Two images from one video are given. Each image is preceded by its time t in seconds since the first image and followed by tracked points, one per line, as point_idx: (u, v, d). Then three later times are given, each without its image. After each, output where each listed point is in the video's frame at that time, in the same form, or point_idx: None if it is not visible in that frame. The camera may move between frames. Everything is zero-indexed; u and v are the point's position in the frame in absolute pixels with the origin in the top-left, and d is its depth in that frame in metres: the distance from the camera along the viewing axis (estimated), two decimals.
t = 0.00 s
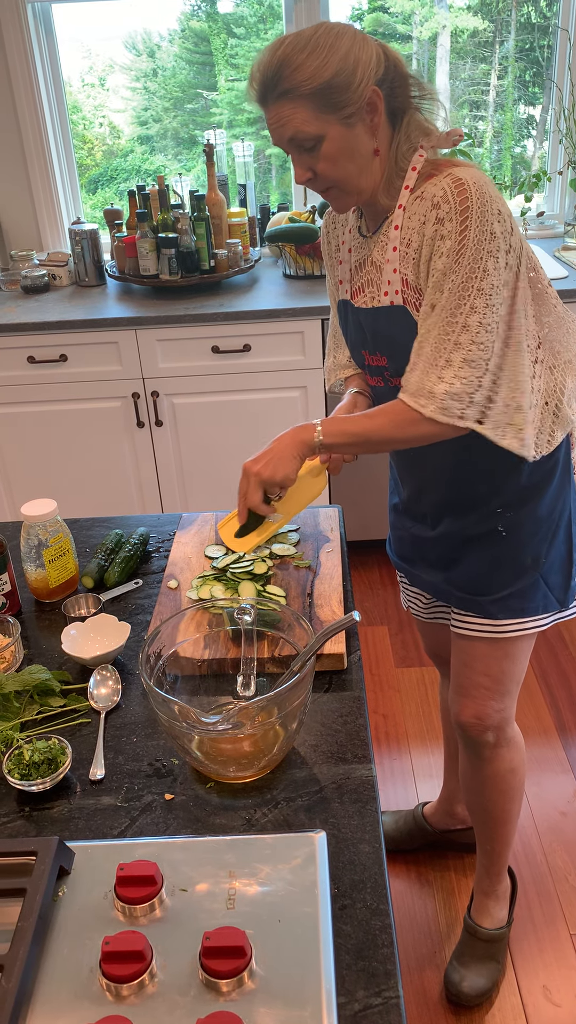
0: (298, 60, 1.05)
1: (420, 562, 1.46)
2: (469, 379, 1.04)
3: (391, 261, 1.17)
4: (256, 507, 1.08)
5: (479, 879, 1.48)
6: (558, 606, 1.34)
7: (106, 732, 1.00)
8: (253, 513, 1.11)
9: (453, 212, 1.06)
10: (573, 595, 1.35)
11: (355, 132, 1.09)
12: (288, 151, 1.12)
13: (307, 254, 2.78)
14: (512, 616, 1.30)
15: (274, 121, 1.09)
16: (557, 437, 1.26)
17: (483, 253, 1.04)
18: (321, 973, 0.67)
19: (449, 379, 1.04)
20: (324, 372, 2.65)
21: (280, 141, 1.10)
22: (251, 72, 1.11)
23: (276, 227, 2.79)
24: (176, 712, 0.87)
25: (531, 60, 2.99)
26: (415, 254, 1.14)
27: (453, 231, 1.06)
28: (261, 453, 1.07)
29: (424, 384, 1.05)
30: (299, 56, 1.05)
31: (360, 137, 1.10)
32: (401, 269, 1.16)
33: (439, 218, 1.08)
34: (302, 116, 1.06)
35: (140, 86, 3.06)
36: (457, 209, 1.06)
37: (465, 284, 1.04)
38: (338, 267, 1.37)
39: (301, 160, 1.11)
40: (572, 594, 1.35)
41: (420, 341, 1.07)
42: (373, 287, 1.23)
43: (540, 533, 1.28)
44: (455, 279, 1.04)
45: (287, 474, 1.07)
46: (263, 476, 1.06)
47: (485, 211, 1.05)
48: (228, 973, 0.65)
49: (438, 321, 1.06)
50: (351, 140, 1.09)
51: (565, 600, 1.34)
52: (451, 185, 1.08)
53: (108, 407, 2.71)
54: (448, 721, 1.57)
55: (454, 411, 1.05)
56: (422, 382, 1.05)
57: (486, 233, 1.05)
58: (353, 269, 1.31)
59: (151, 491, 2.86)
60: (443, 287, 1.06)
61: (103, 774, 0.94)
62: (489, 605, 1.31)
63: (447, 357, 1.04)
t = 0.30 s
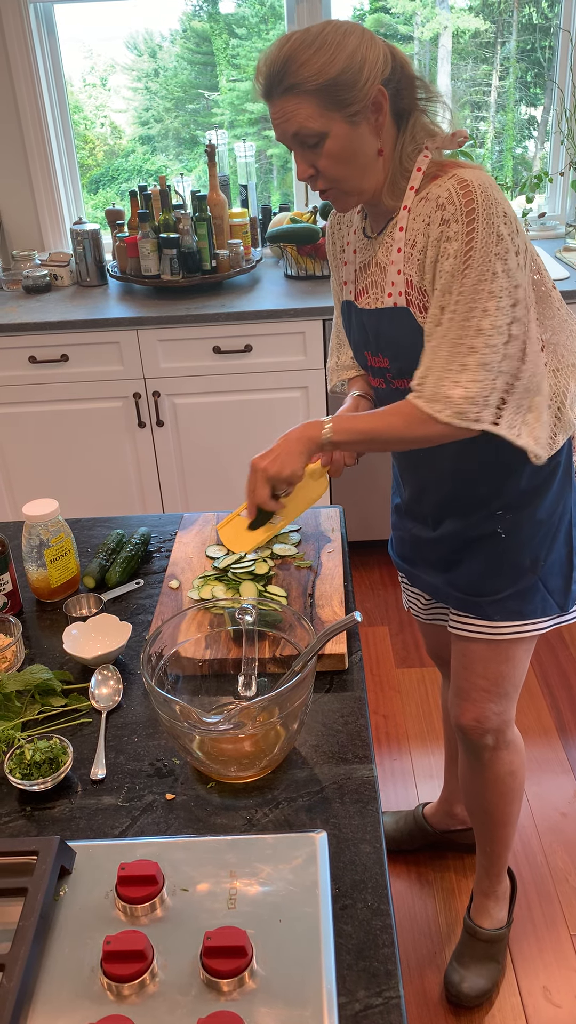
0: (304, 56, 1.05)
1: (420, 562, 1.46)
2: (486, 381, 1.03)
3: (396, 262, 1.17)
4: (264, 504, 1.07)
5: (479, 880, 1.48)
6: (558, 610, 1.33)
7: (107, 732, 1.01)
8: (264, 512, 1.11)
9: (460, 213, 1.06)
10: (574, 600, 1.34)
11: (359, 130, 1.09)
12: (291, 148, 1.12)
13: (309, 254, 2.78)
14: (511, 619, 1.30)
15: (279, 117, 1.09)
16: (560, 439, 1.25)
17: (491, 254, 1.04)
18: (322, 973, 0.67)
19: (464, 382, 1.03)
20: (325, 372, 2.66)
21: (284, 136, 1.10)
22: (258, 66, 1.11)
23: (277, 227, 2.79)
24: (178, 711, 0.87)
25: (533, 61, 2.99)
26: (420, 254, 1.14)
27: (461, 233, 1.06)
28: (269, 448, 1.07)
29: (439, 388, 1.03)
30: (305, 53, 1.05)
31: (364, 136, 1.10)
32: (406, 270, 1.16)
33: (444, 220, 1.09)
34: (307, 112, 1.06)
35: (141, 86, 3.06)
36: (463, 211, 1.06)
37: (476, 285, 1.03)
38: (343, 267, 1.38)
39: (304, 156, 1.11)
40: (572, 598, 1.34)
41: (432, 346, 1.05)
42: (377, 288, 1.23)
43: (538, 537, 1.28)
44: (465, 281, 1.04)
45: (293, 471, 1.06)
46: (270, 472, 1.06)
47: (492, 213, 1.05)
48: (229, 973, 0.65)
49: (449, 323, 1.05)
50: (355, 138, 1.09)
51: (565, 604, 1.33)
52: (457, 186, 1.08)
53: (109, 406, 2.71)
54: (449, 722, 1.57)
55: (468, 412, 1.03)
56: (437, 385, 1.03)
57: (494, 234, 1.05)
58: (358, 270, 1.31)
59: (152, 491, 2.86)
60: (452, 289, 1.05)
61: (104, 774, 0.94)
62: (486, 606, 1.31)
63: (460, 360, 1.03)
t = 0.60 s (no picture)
0: (309, 50, 1.05)
1: (418, 564, 1.46)
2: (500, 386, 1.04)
3: (401, 261, 1.17)
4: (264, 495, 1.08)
5: (478, 882, 1.48)
6: (556, 614, 1.32)
7: (107, 732, 1.01)
8: (264, 506, 1.11)
9: (469, 214, 1.06)
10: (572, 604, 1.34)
11: (362, 126, 1.09)
12: (294, 142, 1.12)
13: (310, 254, 2.77)
14: (509, 622, 1.30)
15: (282, 110, 1.08)
16: (560, 443, 1.25)
17: (502, 257, 1.04)
18: (323, 973, 0.67)
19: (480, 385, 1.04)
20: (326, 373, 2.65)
21: (286, 130, 1.10)
22: (263, 61, 1.12)
23: (278, 227, 2.79)
24: (178, 711, 0.87)
25: (534, 62, 2.99)
26: (426, 255, 1.14)
27: (470, 234, 1.06)
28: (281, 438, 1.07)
29: (456, 390, 1.04)
30: (310, 47, 1.05)
31: (367, 131, 1.10)
32: (412, 270, 1.17)
33: (453, 221, 1.08)
34: (311, 104, 1.06)
35: (142, 86, 3.06)
36: (473, 212, 1.06)
37: (488, 288, 1.03)
38: (346, 267, 1.37)
39: (306, 151, 1.11)
40: (570, 602, 1.33)
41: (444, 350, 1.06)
42: (381, 287, 1.23)
43: (537, 540, 1.28)
44: (477, 283, 1.04)
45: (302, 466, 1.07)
46: (279, 465, 1.06)
47: (501, 214, 1.05)
48: (229, 973, 0.65)
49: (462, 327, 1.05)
50: (358, 133, 1.09)
51: (563, 608, 1.33)
52: (466, 187, 1.08)
53: (110, 406, 2.71)
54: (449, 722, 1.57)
55: (485, 413, 1.04)
56: (455, 388, 1.04)
57: (504, 237, 1.05)
58: (361, 269, 1.31)
59: (153, 491, 2.86)
60: (463, 292, 1.06)
61: (104, 774, 0.94)
62: (484, 609, 1.31)
63: (474, 364, 1.04)
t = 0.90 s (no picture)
0: (304, 55, 1.05)
1: (418, 565, 1.46)
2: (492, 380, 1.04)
3: (401, 261, 1.18)
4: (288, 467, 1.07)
5: (479, 883, 1.48)
6: (554, 616, 1.32)
7: (109, 732, 1.01)
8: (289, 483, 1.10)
9: (471, 211, 1.07)
10: (569, 606, 1.34)
11: (359, 130, 1.09)
12: (291, 146, 1.12)
13: (311, 254, 2.77)
14: (506, 623, 1.29)
15: (280, 115, 1.09)
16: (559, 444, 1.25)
17: (501, 253, 1.04)
18: (325, 973, 0.67)
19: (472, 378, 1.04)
20: (326, 373, 2.66)
21: (285, 134, 1.10)
22: (260, 66, 1.12)
23: (280, 227, 2.79)
24: (180, 712, 0.87)
25: (535, 63, 2.99)
26: (428, 253, 1.14)
27: (471, 230, 1.06)
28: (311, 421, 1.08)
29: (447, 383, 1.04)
30: (306, 52, 1.05)
31: (364, 136, 1.10)
32: (411, 270, 1.17)
33: (454, 218, 1.09)
34: (307, 109, 1.06)
35: (144, 86, 3.06)
36: (475, 209, 1.06)
37: (501, 280, 1.04)
38: (347, 267, 1.37)
39: (304, 155, 1.11)
40: (568, 604, 1.33)
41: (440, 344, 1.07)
42: (382, 288, 1.24)
43: (534, 541, 1.27)
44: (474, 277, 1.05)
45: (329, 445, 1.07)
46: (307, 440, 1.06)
47: (503, 211, 1.06)
48: (231, 974, 0.65)
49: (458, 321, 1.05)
50: (355, 137, 1.09)
51: (561, 609, 1.33)
52: (466, 185, 1.08)
53: (112, 406, 2.72)
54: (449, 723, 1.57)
55: (517, 405, 1.04)
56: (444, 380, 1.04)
57: (504, 233, 1.05)
58: (362, 270, 1.31)
59: (154, 491, 2.86)
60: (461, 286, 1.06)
61: (106, 774, 0.94)
62: (481, 609, 1.31)
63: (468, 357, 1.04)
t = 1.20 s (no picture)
0: (304, 50, 1.05)
1: (418, 565, 1.46)
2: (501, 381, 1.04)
3: (401, 261, 1.18)
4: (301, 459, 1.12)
5: (480, 884, 1.48)
6: (553, 617, 1.32)
7: (111, 732, 1.01)
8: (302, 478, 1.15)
9: (474, 210, 1.07)
10: (569, 607, 1.34)
11: (355, 126, 1.08)
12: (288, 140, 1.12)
13: (313, 254, 2.77)
14: (504, 623, 1.29)
15: (277, 109, 1.09)
16: (559, 444, 1.24)
17: (504, 252, 1.04)
18: (326, 974, 0.67)
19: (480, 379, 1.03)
20: (328, 373, 2.65)
21: (280, 127, 1.10)
22: (261, 62, 1.12)
23: (282, 227, 2.79)
24: (182, 711, 0.87)
25: (536, 63, 2.99)
26: (429, 251, 1.14)
27: (477, 228, 1.06)
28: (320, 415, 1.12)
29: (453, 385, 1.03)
30: (305, 48, 1.05)
31: (360, 132, 1.09)
32: (412, 269, 1.17)
33: (456, 216, 1.09)
34: (304, 104, 1.06)
35: (145, 86, 3.07)
36: (478, 207, 1.06)
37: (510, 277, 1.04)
38: (349, 266, 1.37)
39: (299, 150, 1.11)
40: (567, 605, 1.33)
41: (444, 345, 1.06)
42: (384, 287, 1.23)
43: (533, 541, 1.27)
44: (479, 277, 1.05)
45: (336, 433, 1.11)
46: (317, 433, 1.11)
47: (505, 210, 1.06)
48: (232, 973, 0.65)
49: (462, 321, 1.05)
50: (350, 133, 1.08)
51: (560, 609, 1.32)
52: (466, 184, 1.08)
53: (113, 406, 2.72)
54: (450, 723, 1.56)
55: (526, 403, 1.04)
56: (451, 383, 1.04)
57: (506, 232, 1.05)
58: (363, 269, 1.31)
59: (156, 491, 2.86)
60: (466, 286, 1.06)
61: (108, 774, 0.94)
62: (479, 609, 1.31)
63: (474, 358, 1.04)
